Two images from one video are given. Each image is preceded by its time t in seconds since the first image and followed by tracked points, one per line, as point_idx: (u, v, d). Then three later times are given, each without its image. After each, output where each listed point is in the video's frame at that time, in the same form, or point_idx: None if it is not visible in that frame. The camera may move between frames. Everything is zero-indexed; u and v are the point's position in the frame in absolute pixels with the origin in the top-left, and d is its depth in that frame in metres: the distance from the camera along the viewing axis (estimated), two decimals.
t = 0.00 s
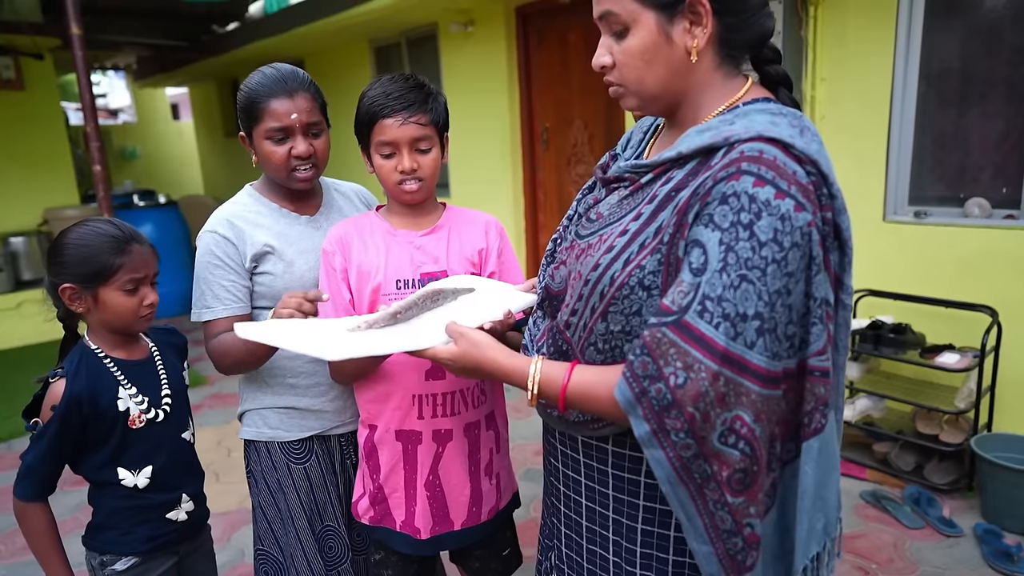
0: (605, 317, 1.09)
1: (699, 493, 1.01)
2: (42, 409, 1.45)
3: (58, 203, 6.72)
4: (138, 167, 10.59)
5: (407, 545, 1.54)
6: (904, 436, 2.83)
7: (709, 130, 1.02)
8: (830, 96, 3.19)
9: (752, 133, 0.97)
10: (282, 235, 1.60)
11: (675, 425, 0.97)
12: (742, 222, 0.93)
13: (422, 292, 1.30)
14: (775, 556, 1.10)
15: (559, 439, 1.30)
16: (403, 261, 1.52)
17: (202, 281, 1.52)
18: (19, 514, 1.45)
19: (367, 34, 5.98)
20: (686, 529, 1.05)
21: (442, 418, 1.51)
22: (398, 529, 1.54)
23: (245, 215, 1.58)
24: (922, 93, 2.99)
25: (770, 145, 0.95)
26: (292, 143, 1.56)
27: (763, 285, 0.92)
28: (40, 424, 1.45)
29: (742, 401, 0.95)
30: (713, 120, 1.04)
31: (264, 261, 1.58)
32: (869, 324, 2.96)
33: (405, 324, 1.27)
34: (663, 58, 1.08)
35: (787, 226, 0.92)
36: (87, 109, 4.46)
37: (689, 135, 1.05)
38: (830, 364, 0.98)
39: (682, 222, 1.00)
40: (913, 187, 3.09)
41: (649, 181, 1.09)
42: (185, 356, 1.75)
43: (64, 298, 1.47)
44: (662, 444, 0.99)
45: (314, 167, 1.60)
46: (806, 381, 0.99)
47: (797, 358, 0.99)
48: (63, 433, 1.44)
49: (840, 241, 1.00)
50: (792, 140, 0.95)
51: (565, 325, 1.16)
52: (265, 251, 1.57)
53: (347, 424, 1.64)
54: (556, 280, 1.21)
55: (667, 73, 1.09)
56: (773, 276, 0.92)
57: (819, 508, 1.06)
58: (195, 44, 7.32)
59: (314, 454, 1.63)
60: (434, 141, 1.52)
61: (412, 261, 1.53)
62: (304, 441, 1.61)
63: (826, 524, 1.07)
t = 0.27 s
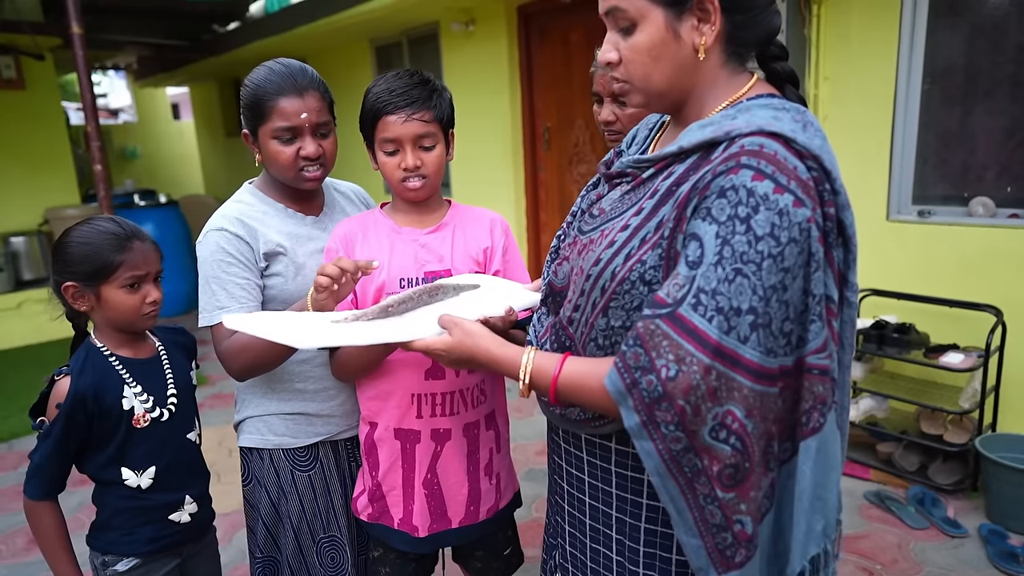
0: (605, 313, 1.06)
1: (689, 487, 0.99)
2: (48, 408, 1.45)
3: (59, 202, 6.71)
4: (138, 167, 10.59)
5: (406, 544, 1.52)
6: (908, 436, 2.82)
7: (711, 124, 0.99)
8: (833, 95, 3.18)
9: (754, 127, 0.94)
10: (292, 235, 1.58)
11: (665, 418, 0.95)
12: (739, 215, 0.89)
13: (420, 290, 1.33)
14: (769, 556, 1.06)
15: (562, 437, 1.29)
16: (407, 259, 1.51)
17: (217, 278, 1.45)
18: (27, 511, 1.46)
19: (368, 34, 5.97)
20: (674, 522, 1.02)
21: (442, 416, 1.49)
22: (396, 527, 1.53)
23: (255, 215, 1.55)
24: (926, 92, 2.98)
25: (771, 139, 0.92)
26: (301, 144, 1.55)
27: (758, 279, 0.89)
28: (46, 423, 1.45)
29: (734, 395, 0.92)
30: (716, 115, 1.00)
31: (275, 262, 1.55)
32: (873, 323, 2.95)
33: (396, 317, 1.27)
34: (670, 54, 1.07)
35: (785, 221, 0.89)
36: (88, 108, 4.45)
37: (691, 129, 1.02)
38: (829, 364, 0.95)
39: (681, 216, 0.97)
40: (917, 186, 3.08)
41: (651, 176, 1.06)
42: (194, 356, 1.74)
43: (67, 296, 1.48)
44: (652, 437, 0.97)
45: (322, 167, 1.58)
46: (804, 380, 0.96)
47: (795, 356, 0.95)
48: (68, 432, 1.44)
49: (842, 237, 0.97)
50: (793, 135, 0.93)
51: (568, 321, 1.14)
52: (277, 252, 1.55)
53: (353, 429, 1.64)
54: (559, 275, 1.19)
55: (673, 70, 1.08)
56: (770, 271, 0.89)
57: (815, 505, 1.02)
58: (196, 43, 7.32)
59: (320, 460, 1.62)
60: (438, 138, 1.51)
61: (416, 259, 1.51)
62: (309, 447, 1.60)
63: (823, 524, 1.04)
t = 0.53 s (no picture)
0: (603, 307, 1.04)
1: (684, 483, 0.97)
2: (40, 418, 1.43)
3: (58, 202, 6.70)
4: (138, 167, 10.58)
5: (405, 544, 1.51)
6: (911, 436, 2.80)
7: (713, 117, 0.96)
8: (835, 93, 3.17)
9: (756, 119, 0.91)
10: (297, 236, 1.57)
11: (661, 412, 0.93)
12: (740, 208, 0.87)
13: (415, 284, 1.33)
14: (762, 555, 1.05)
15: (561, 436, 1.27)
16: (411, 258, 1.49)
17: (222, 281, 1.43)
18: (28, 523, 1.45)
19: (368, 33, 5.96)
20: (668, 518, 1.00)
21: (441, 417, 1.47)
22: (394, 528, 1.51)
23: (262, 215, 1.53)
24: (928, 90, 2.97)
25: (773, 132, 0.90)
26: (303, 144, 1.53)
27: (758, 272, 0.87)
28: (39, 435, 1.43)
29: (730, 390, 0.90)
30: (718, 108, 0.98)
31: (282, 263, 1.54)
32: (875, 323, 2.93)
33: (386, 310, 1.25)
34: (672, 48, 1.05)
35: (786, 214, 0.87)
36: (86, 107, 4.44)
37: (692, 121, 0.99)
38: (828, 361, 0.94)
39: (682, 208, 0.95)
40: (919, 185, 3.06)
41: (652, 170, 1.04)
42: (190, 356, 1.72)
43: (52, 300, 1.46)
44: (647, 430, 0.95)
45: (323, 167, 1.57)
46: (801, 376, 0.95)
47: (793, 352, 0.94)
48: (62, 441, 1.41)
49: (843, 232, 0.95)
50: (796, 128, 0.90)
51: (566, 316, 1.12)
52: (285, 254, 1.53)
53: (353, 430, 1.64)
54: (557, 271, 1.17)
55: (675, 64, 1.07)
56: (769, 265, 0.87)
57: (811, 504, 1.00)
58: (196, 42, 7.31)
59: (322, 462, 1.61)
60: (441, 137, 1.49)
61: (420, 258, 1.50)
62: (313, 449, 1.59)
63: (819, 523, 1.01)
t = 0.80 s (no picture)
0: (607, 307, 1.01)
1: (694, 487, 0.94)
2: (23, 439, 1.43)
3: (57, 201, 6.67)
4: (138, 166, 10.56)
5: (404, 548, 1.48)
6: (915, 437, 2.78)
7: (718, 110, 0.93)
8: (837, 91, 3.14)
9: (762, 112, 0.89)
10: (296, 236, 1.54)
11: (670, 414, 0.90)
12: (747, 203, 0.85)
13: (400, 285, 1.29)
14: (775, 557, 1.02)
15: (562, 438, 1.23)
16: (411, 257, 1.46)
17: (221, 283, 1.40)
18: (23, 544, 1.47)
19: (367, 31, 5.93)
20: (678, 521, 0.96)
21: (441, 419, 1.45)
22: (394, 531, 1.49)
23: (260, 214, 1.50)
24: (932, 87, 2.94)
25: (780, 125, 0.87)
26: (302, 143, 1.50)
27: (767, 269, 0.84)
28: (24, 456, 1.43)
29: (741, 390, 0.88)
30: (723, 101, 0.95)
31: (281, 263, 1.51)
32: (879, 323, 2.91)
33: (366, 313, 1.23)
34: (673, 40, 1.02)
35: (795, 209, 0.84)
36: (84, 106, 4.42)
37: (696, 115, 0.96)
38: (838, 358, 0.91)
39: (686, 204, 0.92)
40: (923, 183, 3.04)
41: (654, 166, 1.01)
42: (182, 359, 1.70)
43: (29, 308, 1.43)
44: (656, 434, 0.91)
45: (322, 167, 1.55)
46: (812, 374, 0.92)
47: (803, 350, 0.91)
48: (47, 461, 1.40)
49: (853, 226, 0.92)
50: (804, 120, 0.87)
51: (568, 316, 1.09)
52: (284, 253, 1.51)
53: (353, 431, 1.62)
54: (558, 270, 1.14)
55: (677, 58, 1.04)
56: (780, 260, 0.85)
57: (821, 506, 0.97)
58: (195, 42, 7.29)
59: (321, 465, 1.58)
60: (441, 136, 1.46)
61: (421, 257, 1.47)
62: (311, 451, 1.57)
63: (830, 527, 0.97)
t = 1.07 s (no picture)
0: (617, 313, 0.98)
1: (709, 497, 0.90)
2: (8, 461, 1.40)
3: (55, 202, 6.64)
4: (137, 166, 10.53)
5: (405, 557, 1.45)
6: (922, 441, 2.74)
7: (730, 110, 0.90)
8: (843, 90, 3.10)
9: (776, 111, 0.85)
10: (295, 239, 1.51)
11: (683, 422, 0.86)
12: (762, 204, 0.81)
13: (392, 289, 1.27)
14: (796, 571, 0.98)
15: (570, 448, 1.19)
16: (411, 261, 1.43)
17: (218, 287, 1.37)
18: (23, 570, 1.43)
19: (368, 30, 5.90)
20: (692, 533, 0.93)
21: (443, 426, 1.41)
22: (395, 540, 1.45)
23: (259, 216, 1.46)
24: (939, 87, 2.90)
25: (794, 124, 0.84)
26: (298, 144, 1.47)
27: (783, 272, 0.81)
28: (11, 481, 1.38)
29: (756, 398, 0.84)
30: (735, 100, 0.91)
31: (280, 266, 1.48)
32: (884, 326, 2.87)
33: (355, 317, 1.19)
34: (682, 38, 0.99)
35: (811, 210, 0.80)
36: (81, 105, 4.38)
37: (707, 114, 0.92)
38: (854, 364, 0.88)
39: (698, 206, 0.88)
40: (929, 184, 3.00)
41: (664, 168, 0.97)
42: (174, 369, 1.67)
43: (15, 316, 1.39)
44: (669, 443, 0.88)
45: (319, 169, 1.51)
46: (828, 381, 0.89)
47: (820, 356, 0.88)
48: (35, 483, 1.37)
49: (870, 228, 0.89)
50: (819, 119, 0.84)
51: (576, 323, 1.06)
52: (283, 257, 1.47)
53: (353, 437, 1.59)
54: (564, 276, 1.11)
55: (685, 56, 1.00)
56: (796, 263, 0.81)
57: (841, 519, 0.94)
58: (195, 41, 7.25)
59: (320, 472, 1.55)
60: (443, 139, 1.43)
61: (421, 261, 1.43)
62: (309, 459, 1.53)
63: (851, 539, 0.96)
